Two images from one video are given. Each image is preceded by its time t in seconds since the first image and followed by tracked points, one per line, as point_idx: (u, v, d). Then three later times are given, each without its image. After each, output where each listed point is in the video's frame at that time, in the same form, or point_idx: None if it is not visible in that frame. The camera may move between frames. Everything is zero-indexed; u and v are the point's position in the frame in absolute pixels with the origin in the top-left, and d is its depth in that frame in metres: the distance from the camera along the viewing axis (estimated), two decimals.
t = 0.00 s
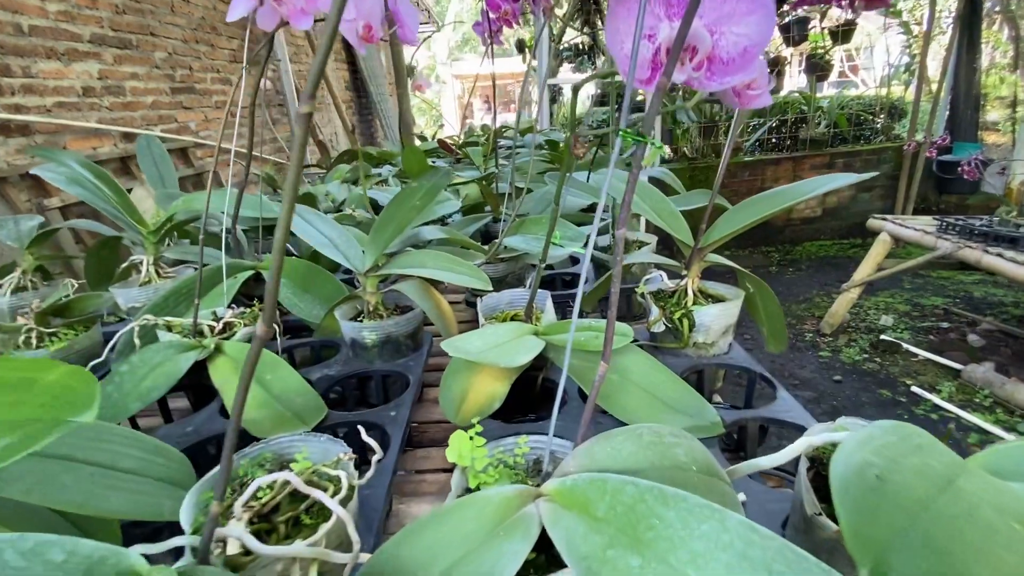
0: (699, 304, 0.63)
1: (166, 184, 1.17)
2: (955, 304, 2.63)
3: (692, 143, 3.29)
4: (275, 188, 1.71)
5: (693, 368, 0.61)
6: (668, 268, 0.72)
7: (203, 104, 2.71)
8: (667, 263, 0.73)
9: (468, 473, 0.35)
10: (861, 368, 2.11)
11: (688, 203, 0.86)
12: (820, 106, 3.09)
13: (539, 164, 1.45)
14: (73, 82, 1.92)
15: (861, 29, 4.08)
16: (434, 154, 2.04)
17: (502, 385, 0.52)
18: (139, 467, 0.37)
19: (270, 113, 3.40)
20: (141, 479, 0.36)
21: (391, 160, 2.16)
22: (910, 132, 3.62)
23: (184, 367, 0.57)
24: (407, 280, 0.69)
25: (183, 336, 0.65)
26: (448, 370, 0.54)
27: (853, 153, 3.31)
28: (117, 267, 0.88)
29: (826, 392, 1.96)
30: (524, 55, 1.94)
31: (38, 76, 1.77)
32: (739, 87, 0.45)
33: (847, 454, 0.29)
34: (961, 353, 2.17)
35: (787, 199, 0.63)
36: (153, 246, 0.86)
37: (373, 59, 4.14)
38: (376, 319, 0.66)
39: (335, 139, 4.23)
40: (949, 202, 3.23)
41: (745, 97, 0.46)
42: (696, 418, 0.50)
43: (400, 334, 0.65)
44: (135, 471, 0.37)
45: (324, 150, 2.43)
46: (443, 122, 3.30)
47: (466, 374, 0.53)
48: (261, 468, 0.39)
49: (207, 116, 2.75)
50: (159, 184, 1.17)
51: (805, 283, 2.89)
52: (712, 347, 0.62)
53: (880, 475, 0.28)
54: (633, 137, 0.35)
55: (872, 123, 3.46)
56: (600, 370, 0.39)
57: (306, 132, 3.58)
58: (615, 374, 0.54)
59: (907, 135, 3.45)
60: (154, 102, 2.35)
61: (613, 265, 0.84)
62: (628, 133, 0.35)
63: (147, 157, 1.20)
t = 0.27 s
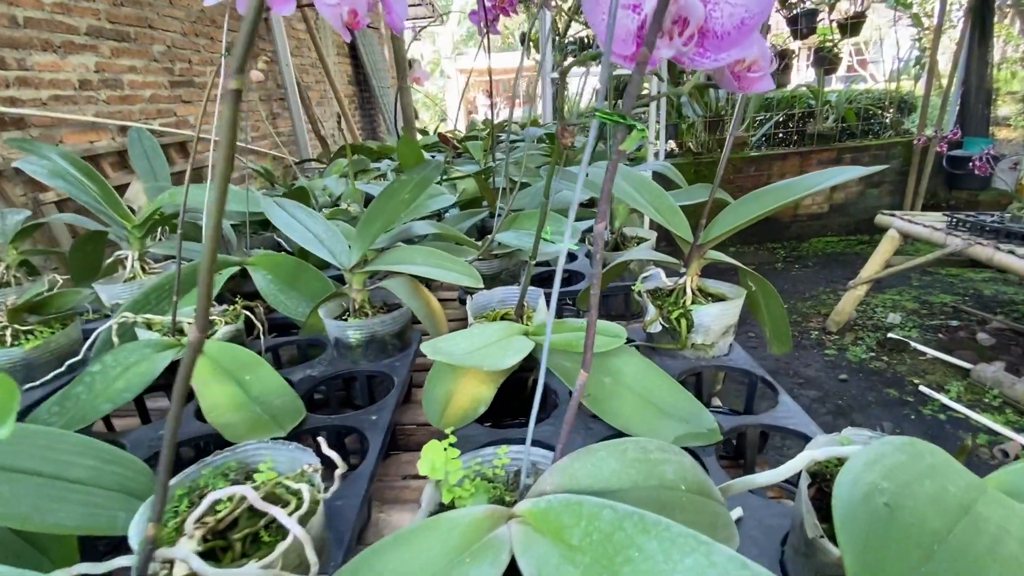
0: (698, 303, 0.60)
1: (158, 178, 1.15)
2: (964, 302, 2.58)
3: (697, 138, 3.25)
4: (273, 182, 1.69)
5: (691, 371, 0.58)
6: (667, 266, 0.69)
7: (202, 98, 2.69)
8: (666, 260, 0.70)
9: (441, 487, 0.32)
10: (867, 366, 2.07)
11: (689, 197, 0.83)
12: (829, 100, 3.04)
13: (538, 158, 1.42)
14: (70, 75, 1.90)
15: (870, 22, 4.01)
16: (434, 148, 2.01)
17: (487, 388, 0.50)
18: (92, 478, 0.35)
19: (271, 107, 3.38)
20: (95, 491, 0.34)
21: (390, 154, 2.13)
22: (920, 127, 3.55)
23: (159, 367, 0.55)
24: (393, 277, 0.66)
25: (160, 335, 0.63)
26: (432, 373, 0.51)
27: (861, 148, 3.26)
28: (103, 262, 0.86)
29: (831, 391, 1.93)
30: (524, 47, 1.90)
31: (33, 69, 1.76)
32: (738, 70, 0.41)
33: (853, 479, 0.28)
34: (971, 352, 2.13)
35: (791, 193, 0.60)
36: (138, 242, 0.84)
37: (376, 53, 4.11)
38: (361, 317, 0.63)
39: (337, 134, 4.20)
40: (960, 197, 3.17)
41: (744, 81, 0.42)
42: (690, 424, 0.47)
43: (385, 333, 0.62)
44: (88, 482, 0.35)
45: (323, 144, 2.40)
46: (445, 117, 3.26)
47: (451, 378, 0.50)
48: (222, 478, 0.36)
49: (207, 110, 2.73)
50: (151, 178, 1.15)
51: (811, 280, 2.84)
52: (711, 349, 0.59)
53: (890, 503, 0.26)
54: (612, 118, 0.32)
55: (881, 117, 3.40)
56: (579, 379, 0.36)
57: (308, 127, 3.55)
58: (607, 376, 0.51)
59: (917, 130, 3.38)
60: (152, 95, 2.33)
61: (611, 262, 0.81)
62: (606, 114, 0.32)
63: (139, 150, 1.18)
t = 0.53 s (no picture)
0: (694, 307, 0.58)
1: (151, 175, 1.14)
2: (975, 304, 2.53)
3: (704, 136, 3.20)
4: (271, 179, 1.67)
5: (684, 378, 0.55)
6: (663, 267, 0.66)
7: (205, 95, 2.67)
8: (663, 261, 0.67)
9: (403, 506, 0.30)
10: (875, 369, 2.03)
11: (686, 196, 0.80)
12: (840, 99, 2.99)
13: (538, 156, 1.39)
14: (71, 70, 1.89)
15: (880, 19, 3.95)
16: (435, 146, 1.99)
17: (468, 395, 0.47)
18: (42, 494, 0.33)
19: (274, 104, 3.36)
20: (42, 505, 0.33)
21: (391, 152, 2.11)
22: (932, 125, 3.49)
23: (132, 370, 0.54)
24: (377, 278, 0.64)
25: (138, 335, 0.61)
26: (410, 381, 0.48)
27: (870, 147, 3.21)
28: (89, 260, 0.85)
29: (837, 394, 1.89)
30: (526, 44, 1.88)
31: (34, 65, 1.74)
32: (727, 59, 0.41)
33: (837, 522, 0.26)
34: (981, 355, 2.09)
35: (791, 193, 0.57)
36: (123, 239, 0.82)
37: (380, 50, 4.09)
38: (343, 319, 0.62)
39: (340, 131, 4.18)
40: (971, 197, 3.11)
41: (734, 71, 0.41)
42: (681, 436, 0.45)
43: (368, 335, 0.60)
44: (35, 495, 0.33)
45: (324, 142, 2.38)
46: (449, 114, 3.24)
47: (431, 385, 0.48)
48: (177, 490, 0.35)
49: (210, 107, 2.72)
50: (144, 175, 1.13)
51: (818, 281, 2.80)
52: (706, 354, 0.56)
53: (883, 545, 0.25)
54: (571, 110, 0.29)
55: (892, 115, 3.34)
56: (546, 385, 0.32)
57: (311, 124, 3.53)
58: (595, 385, 0.49)
59: (928, 128, 3.33)
60: (154, 91, 2.32)
61: (606, 263, 0.78)
62: (563, 106, 0.29)
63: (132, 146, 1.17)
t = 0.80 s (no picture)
0: (687, 314, 0.55)
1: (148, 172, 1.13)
2: (994, 309, 2.45)
3: (714, 136, 3.15)
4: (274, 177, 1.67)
5: (675, 388, 0.53)
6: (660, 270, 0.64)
7: (213, 93, 2.68)
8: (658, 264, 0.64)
9: (350, 533, 0.28)
10: (887, 376, 1.97)
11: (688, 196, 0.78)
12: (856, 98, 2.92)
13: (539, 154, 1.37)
14: (79, 68, 1.90)
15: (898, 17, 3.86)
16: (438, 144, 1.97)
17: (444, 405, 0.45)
18: None
19: (283, 102, 3.37)
20: None
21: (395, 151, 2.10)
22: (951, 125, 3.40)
23: (105, 371, 0.52)
24: (360, 281, 0.62)
25: (116, 336, 0.60)
26: (385, 389, 0.47)
27: (886, 148, 3.13)
28: (79, 258, 0.84)
29: (848, 401, 1.84)
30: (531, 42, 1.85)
31: (42, 63, 1.75)
32: (708, 50, 0.42)
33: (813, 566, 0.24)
34: (999, 363, 2.02)
35: (788, 194, 0.55)
36: (113, 237, 0.81)
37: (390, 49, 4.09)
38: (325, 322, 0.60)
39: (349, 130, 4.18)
40: (991, 200, 3.03)
41: (716, 61, 0.43)
42: (665, 452, 0.42)
43: (348, 339, 0.58)
44: None
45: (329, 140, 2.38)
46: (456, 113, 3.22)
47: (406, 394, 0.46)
48: (120, 506, 0.33)
49: (218, 105, 2.73)
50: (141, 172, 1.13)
51: (830, 284, 2.74)
52: (700, 364, 0.54)
53: None
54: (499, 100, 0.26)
55: (909, 115, 3.26)
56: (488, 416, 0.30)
57: (319, 123, 3.54)
58: (577, 396, 0.46)
59: (947, 129, 3.25)
60: (162, 89, 2.33)
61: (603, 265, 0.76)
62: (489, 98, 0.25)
63: (130, 143, 1.17)
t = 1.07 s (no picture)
0: (677, 323, 0.51)
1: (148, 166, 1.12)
2: None
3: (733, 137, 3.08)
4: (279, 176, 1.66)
5: (664, 402, 0.50)
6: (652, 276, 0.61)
7: (228, 92, 2.70)
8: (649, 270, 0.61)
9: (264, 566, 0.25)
10: (910, 387, 1.89)
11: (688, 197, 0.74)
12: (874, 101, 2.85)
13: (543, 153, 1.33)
14: (94, 67, 1.92)
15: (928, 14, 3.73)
16: (446, 143, 1.95)
17: (409, 417, 0.43)
18: None
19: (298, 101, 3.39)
20: None
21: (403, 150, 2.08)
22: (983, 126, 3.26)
23: (70, 372, 0.51)
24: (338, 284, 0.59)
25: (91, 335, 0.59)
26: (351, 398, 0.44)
27: (913, 150, 3.02)
28: (68, 254, 0.83)
29: (866, 412, 1.76)
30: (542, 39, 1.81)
31: (57, 62, 1.77)
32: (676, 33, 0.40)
33: None
34: None
35: (784, 196, 0.52)
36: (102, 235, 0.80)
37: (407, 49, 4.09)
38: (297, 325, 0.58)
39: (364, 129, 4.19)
40: None
41: (687, 43, 0.41)
42: (641, 476, 0.38)
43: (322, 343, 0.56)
44: None
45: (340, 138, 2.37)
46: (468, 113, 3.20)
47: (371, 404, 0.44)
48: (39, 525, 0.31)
49: (233, 104, 2.75)
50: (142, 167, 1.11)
51: (851, 290, 2.65)
52: (691, 377, 0.50)
53: None
54: (359, 65, 0.18)
55: (938, 116, 3.14)
56: (391, 447, 0.23)
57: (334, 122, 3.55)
58: (553, 410, 0.43)
59: (979, 130, 3.12)
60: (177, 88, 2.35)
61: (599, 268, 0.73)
62: (351, 58, 0.18)
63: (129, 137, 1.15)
